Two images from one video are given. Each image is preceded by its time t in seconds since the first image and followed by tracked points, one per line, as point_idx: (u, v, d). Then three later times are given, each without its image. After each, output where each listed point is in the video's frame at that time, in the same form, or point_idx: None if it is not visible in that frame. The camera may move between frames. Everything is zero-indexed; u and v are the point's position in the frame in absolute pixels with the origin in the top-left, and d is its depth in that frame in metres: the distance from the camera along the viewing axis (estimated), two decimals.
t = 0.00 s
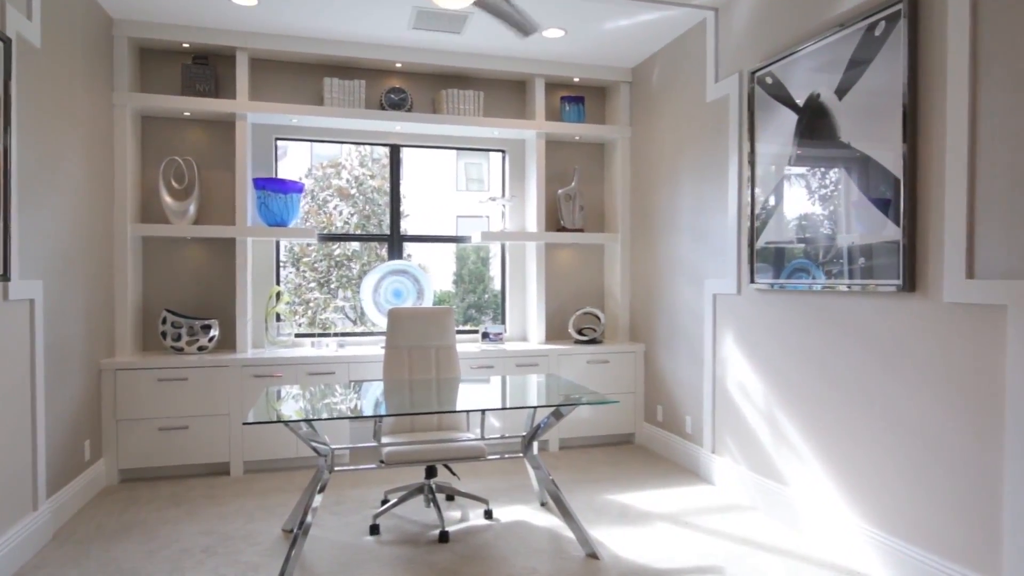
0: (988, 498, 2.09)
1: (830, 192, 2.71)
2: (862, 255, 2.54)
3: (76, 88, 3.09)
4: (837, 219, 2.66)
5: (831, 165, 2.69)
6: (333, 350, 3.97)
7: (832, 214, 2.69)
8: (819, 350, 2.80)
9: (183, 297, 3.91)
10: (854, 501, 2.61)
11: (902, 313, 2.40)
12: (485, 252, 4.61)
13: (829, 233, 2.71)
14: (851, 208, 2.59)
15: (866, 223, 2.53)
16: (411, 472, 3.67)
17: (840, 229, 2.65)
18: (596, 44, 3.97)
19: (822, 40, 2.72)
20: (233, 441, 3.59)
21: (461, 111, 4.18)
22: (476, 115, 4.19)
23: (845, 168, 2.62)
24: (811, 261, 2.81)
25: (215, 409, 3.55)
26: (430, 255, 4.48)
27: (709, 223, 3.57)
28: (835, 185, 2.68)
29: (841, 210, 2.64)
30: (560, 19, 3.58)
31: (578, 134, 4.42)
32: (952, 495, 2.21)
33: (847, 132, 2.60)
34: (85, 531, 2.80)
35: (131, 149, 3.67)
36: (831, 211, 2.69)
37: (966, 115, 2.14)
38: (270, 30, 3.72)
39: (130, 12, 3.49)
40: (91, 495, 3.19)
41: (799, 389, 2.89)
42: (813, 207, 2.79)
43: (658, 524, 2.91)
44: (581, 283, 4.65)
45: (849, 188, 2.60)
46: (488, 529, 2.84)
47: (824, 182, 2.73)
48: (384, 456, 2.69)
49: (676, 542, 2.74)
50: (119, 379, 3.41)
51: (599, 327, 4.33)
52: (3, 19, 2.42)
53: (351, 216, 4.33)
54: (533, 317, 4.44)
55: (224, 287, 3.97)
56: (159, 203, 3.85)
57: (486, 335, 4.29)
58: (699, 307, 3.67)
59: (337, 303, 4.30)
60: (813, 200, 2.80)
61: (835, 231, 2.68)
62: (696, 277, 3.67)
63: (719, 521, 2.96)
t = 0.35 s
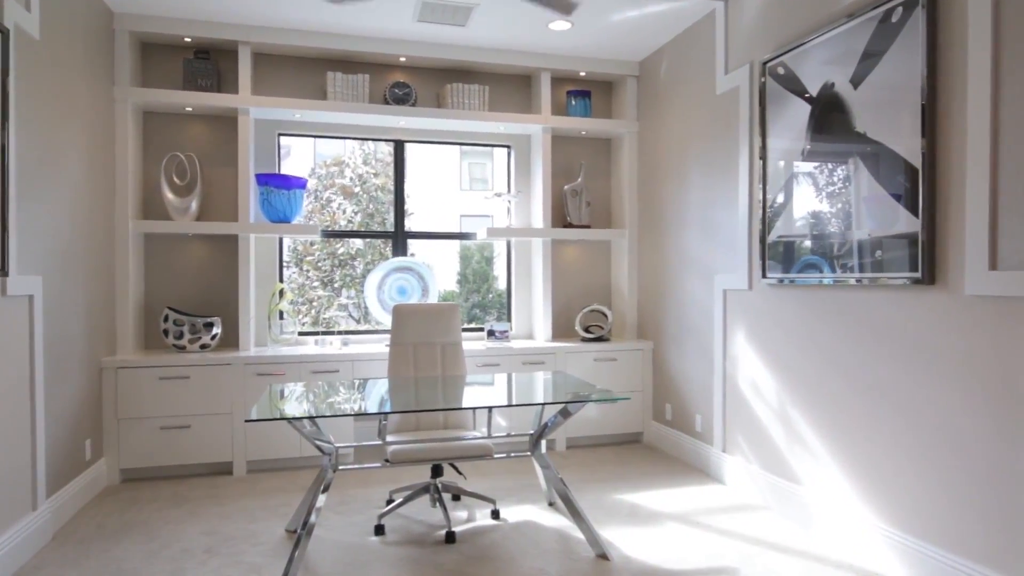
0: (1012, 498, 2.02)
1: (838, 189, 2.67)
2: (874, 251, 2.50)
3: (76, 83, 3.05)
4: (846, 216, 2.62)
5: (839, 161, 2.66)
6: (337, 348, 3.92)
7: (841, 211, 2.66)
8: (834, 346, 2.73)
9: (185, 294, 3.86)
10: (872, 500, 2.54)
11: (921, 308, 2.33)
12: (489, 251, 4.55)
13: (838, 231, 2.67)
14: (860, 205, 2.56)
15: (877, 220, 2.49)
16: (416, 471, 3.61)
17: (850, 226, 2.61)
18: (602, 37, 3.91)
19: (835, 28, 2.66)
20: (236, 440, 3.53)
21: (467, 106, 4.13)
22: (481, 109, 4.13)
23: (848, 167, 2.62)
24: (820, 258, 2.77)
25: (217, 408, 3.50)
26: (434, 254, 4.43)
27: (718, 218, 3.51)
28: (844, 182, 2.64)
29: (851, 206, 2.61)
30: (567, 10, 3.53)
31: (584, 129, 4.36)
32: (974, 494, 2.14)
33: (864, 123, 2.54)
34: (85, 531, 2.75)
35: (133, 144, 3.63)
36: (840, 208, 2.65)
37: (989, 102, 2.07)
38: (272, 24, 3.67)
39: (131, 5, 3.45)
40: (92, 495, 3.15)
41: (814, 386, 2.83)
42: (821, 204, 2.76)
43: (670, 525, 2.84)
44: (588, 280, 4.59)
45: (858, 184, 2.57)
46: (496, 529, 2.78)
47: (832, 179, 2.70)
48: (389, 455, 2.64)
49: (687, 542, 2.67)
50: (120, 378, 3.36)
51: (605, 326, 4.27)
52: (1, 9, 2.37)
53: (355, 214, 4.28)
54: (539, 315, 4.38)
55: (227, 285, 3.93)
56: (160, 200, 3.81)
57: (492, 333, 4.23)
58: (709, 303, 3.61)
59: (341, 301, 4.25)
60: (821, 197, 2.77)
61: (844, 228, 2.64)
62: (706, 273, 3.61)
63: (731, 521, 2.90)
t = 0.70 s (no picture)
0: None
1: (852, 183, 2.62)
2: (895, 244, 2.42)
3: (77, 77, 3.01)
4: (857, 214, 2.59)
5: (848, 158, 2.64)
6: (341, 346, 3.87)
7: (851, 208, 2.63)
8: (849, 343, 2.66)
9: (188, 292, 3.82)
10: (889, 500, 2.48)
11: (940, 303, 2.27)
12: (494, 250, 4.50)
13: (848, 228, 2.64)
14: (871, 202, 2.53)
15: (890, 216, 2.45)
16: (421, 471, 3.56)
17: (861, 223, 2.58)
18: (610, 31, 3.85)
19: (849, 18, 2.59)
20: (239, 439, 3.49)
21: (473, 101, 4.08)
22: (487, 105, 4.08)
23: (864, 159, 2.56)
24: (831, 256, 2.73)
25: (221, 407, 3.46)
26: (439, 252, 4.38)
27: (729, 213, 3.45)
28: (854, 179, 2.61)
29: (861, 203, 2.58)
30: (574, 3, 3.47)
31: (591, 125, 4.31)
32: (997, 494, 2.08)
33: (880, 114, 2.48)
34: (86, 532, 2.70)
35: (135, 141, 3.59)
36: (850, 206, 2.63)
37: (1011, 89, 2.01)
38: (275, 19, 3.63)
39: None
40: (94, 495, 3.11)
41: (828, 384, 2.76)
42: (830, 202, 2.74)
43: (681, 526, 2.78)
44: (595, 278, 4.53)
45: (869, 181, 2.54)
46: (503, 530, 2.72)
47: (844, 174, 2.66)
48: (394, 454, 2.59)
49: (699, 544, 2.61)
50: (123, 377, 3.32)
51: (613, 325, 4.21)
52: None
53: (359, 213, 4.24)
54: (545, 314, 4.32)
55: (231, 282, 3.88)
56: (163, 197, 3.77)
57: (498, 332, 4.17)
58: (719, 300, 3.54)
59: (346, 300, 4.20)
60: (830, 195, 2.74)
61: (859, 223, 2.59)
62: (716, 269, 3.55)
63: (745, 522, 2.84)
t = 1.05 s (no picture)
0: None
1: (869, 174, 2.55)
2: (914, 236, 2.34)
3: (78, 71, 2.97)
4: (873, 206, 2.52)
5: (858, 155, 2.60)
6: (347, 344, 3.83)
7: (865, 203, 2.57)
8: (866, 340, 2.59)
9: (191, 289, 3.79)
10: (908, 501, 2.40)
11: (963, 298, 2.19)
12: (500, 248, 4.43)
13: (858, 226, 2.60)
14: (883, 198, 2.48)
15: (903, 210, 2.39)
16: (427, 470, 3.51)
17: (872, 220, 2.53)
18: (618, 23, 3.79)
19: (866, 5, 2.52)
20: (243, 438, 3.44)
21: (479, 96, 4.02)
22: (493, 99, 4.02)
23: (880, 152, 2.50)
24: (843, 252, 2.68)
25: (224, 405, 3.41)
26: (445, 250, 4.32)
27: (741, 207, 3.38)
28: (871, 170, 2.54)
29: (871, 200, 2.54)
30: None
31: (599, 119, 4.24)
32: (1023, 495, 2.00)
33: (898, 103, 2.40)
34: (88, 532, 2.66)
35: (138, 136, 3.55)
36: (860, 203, 2.59)
37: None
38: (278, 12, 3.58)
39: None
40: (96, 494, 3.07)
41: (843, 381, 2.69)
42: (840, 200, 2.70)
43: (694, 527, 2.71)
44: (603, 275, 4.47)
45: (880, 177, 2.49)
46: (510, 531, 2.66)
47: (861, 167, 2.59)
48: (400, 453, 2.55)
49: (712, 545, 2.54)
50: (126, 374, 3.28)
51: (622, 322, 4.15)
52: None
53: (364, 210, 4.19)
54: (552, 311, 4.26)
55: (234, 279, 3.84)
56: (166, 193, 3.73)
57: (505, 329, 4.11)
58: (730, 297, 3.48)
59: (350, 299, 4.15)
60: (840, 192, 2.70)
61: (875, 216, 2.52)
62: (727, 265, 3.48)
63: (758, 523, 2.77)
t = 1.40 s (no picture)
0: None
1: (891, 163, 2.46)
2: (932, 228, 2.28)
3: (78, 61, 2.92)
4: (895, 196, 2.44)
5: (870, 150, 2.57)
6: (351, 339, 3.77)
7: (887, 193, 2.48)
8: (887, 334, 2.51)
9: (195, 284, 3.74)
10: (931, 501, 2.32)
11: (990, 291, 2.11)
12: (506, 245, 4.36)
13: (870, 221, 2.56)
14: (904, 189, 2.40)
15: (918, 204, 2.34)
16: (433, 468, 3.45)
17: (884, 215, 2.49)
18: (627, 12, 3.71)
19: None
20: (247, 435, 3.39)
21: (485, 87, 3.95)
22: (500, 90, 3.95)
23: (900, 142, 2.42)
24: (857, 247, 2.62)
25: (228, 401, 3.36)
26: (452, 244, 4.26)
27: (755, 199, 3.29)
28: (893, 159, 2.45)
29: (884, 195, 2.49)
30: None
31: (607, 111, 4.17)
32: None
33: (922, 89, 2.32)
34: (87, 530, 2.61)
35: (140, 128, 3.50)
36: (872, 198, 2.55)
37: None
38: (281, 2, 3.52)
39: None
40: (98, 491, 3.02)
41: (862, 377, 2.61)
42: (851, 195, 2.66)
43: (707, 527, 2.64)
44: (612, 269, 4.39)
45: (893, 171, 2.45)
46: (519, 530, 2.60)
47: (883, 156, 2.50)
48: (405, 450, 2.48)
49: (726, 546, 2.47)
50: (128, 369, 3.23)
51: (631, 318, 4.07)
52: None
53: (370, 206, 4.12)
54: (560, 306, 4.19)
55: (238, 274, 3.79)
56: (169, 186, 3.68)
57: (512, 325, 4.04)
58: (742, 291, 3.40)
59: (356, 294, 4.10)
60: (851, 187, 2.66)
61: (898, 206, 2.43)
62: (740, 257, 3.40)
63: (773, 523, 2.70)
